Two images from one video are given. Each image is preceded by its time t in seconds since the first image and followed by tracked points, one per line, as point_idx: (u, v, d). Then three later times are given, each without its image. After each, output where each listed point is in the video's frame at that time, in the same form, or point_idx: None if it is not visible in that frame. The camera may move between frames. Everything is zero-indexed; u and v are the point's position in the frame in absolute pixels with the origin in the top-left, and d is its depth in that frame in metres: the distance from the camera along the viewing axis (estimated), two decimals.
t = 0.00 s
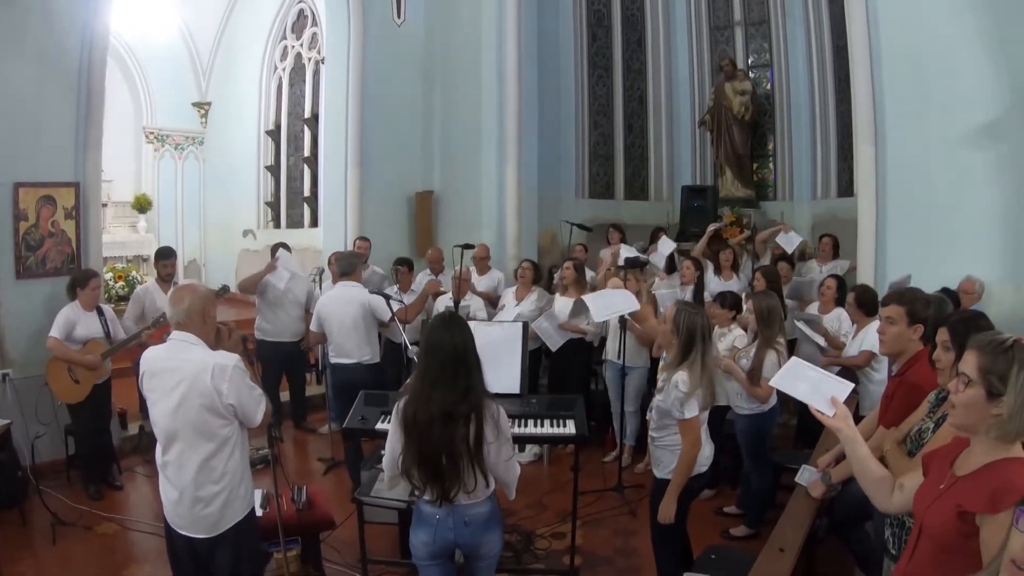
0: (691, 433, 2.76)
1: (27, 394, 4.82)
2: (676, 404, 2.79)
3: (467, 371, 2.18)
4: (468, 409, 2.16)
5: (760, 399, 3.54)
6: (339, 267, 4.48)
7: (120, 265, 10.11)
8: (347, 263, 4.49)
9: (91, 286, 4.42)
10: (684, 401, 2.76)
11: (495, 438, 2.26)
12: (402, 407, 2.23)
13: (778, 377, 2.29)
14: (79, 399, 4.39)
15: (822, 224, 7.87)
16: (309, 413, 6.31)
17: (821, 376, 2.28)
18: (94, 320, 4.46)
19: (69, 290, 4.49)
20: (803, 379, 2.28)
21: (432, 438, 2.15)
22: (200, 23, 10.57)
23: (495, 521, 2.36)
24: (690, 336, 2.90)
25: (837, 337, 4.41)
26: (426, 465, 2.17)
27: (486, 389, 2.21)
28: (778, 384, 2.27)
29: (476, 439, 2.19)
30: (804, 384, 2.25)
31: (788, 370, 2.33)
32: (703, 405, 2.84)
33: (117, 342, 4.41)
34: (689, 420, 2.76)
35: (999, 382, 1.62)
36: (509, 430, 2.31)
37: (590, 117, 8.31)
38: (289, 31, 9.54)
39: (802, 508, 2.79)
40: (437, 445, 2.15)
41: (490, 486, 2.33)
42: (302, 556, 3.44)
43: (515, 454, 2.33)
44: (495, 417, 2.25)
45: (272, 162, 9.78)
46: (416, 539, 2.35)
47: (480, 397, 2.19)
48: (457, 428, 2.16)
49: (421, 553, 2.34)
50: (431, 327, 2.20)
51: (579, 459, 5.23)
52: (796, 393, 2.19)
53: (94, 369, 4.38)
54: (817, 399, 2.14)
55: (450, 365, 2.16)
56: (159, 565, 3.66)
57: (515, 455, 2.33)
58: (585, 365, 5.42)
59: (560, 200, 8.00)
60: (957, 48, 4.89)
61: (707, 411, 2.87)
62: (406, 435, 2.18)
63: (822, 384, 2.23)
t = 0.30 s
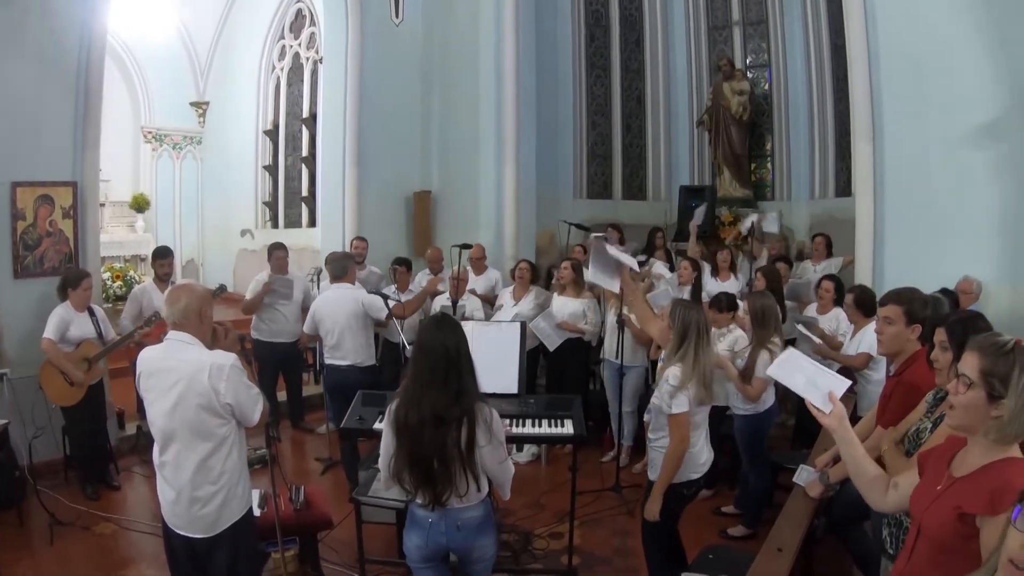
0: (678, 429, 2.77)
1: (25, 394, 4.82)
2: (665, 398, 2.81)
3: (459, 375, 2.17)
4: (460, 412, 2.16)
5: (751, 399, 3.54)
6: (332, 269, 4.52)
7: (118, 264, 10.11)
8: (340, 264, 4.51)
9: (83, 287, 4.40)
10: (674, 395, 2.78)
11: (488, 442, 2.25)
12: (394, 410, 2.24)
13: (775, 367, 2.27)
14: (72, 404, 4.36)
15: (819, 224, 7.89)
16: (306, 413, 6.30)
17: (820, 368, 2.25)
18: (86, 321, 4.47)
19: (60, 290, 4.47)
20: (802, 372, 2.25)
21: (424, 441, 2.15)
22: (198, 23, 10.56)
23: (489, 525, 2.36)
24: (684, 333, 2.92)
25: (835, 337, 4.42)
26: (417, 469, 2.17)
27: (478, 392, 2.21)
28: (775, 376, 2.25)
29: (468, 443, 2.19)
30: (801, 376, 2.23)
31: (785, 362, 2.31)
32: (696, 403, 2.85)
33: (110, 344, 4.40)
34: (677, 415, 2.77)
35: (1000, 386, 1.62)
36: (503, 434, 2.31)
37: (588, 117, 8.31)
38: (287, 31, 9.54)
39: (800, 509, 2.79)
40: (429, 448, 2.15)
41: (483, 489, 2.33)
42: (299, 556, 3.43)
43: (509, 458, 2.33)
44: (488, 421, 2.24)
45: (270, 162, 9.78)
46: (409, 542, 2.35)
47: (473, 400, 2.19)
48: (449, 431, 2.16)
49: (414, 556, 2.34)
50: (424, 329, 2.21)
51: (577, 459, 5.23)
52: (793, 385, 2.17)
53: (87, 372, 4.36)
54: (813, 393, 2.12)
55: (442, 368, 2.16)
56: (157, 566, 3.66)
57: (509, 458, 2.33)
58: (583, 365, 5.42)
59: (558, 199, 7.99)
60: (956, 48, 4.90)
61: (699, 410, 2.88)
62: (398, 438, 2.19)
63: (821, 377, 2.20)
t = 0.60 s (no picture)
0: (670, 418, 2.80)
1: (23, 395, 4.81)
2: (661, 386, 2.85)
3: (455, 376, 2.17)
4: (457, 414, 2.16)
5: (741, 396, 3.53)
6: (329, 269, 4.49)
7: (116, 265, 10.10)
8: (338, 264, 4.50)
9: (74, 288, 4.40)
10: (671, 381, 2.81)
11: (486, 443, 2.25)
12: (391, 411, 2.24)
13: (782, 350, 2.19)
14: (68, 404, 4.35)
15: (818, 224, 7.91)
16: (305, 413, 6.30)
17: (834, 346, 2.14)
18: (77, 322, 4.45)
19: (49, 292, 4.46)
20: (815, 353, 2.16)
21: (420, 443, 2.15)
22: (197, 23, 10.55)
23: (487, 525, 2.36)
24: (685, 327, 2.93)
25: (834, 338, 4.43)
26: (413, 470, 2.17)
27: (475, 393, 2.21)
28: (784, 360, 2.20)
29: (465, 444, 2.19)
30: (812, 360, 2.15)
31: (796, 338, 2.21)
32: (691, 394, 2.87)
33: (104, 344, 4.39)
34: (668, 402, 2.81)
35: (1004, 387, 1.60)
36: (501, 435, 2.31)
37: (586, 117, 8.31)
38: (285, 31, 9.53)
39: (798, 509, 2.80)
40: (425, 449, 2.15)
41: (481, 490, 2.32)
42: (298, 556, 3.43)
43: (507, 459, 2.33)
44: (485, 422, 2.24)
45: (269, 163, 9.77)
46: (407, 542, 2.35)
47: (469, 401, 2.19)
48: (446, 433, 2.16)
49: (412, 556, 2.34)
50: (420, 330, 2.21)
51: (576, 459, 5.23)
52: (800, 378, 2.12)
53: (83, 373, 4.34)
54: (820, 385, 2.06)
55: (438, 369, 2.16)
56: (155, 567, 3.65)
57: (507, 459, 2.33)
58: (582, 365, 5.42)
59: (556, 199, 7.99)
60: (954, 48, 4.92)
61: (696, 403, 2.89)
62: (394, 439, 2.19)
63: (833, 360, 2.11)
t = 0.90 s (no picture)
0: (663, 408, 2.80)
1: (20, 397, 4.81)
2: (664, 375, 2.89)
3: (453, 379, 2.17)
4: (454, 416, 2.16)
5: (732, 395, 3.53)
6: (326, 270, 4.49)
7: (114, 266, 10.09)
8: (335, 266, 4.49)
9: (68, 290, 4.37)
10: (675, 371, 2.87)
11: (483, 445, 2.25)
12: (389, 413, 2.24)
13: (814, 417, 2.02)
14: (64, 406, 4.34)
15: (816, 227, 7.92)
16: (303, 415, 6.30)
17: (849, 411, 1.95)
18: (72, 324, 4.44)
19: (44, 294, 4.44)
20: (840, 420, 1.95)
21: (418, 445, 2.15)
22: (196, 25, 10.56)
23: (487, 525, 2.37)
24: (691, 327, 2.95)
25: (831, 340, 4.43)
26: (411, 472, 2.17)
27: (473, 395, 2.21)
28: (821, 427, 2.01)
29: (463, 446, 2.19)
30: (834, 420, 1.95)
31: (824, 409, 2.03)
32: (693, 388, 2.90)
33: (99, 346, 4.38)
34: (665, 389, 2.85)
35: (1005, 391, 1.62)
36: (499, 437, 2.31)
37: (585, 118, 8.32)
38: (284, 32, 9.54)
39: (796, 511, 2.80)
40: (423, 451, 2.15)
41: (479, 492, 2.33)
42: (296, 559, 3.43)
43: (505, 461, 2.33)
44: (483, 424, 2.24)
45: (267, 164, 9.78)
46: (406, 542, 2.36)
47: (466, 404, 2.19)
48: (443, 435, 2.16)
49: (411, 557, 2.34)
50: (418, 333, 2.21)
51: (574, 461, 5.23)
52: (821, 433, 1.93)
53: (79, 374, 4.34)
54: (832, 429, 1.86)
55: (435, 372, 2.16)
56: (153, 568, 3.65)
57: (505, 461, 2.33)
58: (580, 367, 5.43)
59: (555, 201, 8.00)
60: (951, 51, 4.93)
61: (697, 399, 2.90)
62: (393, 441, 2.19)
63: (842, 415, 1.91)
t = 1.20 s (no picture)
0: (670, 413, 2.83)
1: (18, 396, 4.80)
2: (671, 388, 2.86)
3: (451, 378, 2.17)
4: (453, 416, 2.16)
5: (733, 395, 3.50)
6: (326, 269, 4.49)
7: (112, 265, 10.07)
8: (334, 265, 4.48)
9: (67, 289, 4.37)
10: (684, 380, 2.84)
11: (482, 444, 2.25)
12: (387, 412, 2.24)
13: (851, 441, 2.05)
14: (62, 405, 4.34)
15: (814, 227, 7.93)
16: (301, 415, 6.29)
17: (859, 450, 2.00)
18: (71, 324, 4.43)
19: (42, 293, 4.43)
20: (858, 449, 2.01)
21: (417, 444, 2.15)
22: (194, 24, 10.55)
23: (485, 524, 2.36)
24: (687, 326, 2.97)
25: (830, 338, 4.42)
26: (410, 471, 2.17)
27: (471, 394, 2.21)
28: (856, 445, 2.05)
29: (461, 445, 2.19)
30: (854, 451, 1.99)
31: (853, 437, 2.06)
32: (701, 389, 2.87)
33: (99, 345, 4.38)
34: (672, 401, 2.84)
35: (1006, 392, 1.62)
36: (497, 436, 2.31)
37: (583, 118, 8.33)
38: (283, 32, 9.53)
39: (794, 510, 2.80)
40: (421, 451, 2.15)
41: (478, 490, 2.33)
42: (294, 558, 3.42)
43: (504, 460, 2.33)
44: (481, 423, 2.25)
45: (266, 163, 9.78)
46: (406, 541, 2.36)
47: (465, 403, 2.19)
48: (441, 434, 2.16)
49: (411, 555, 2.34)
50: (416, 332, 2.21)
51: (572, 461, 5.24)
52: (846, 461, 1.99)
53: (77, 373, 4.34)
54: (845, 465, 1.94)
55: (434, 371, 2.16)
56: (151, 568, 3.65)
57: (503, 460, 2.33)
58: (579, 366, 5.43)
59: (553, 201, 7.99)
60: (949, 51, 4.94)
61: (702, 399, 2.89)
62: (391, 440, 2.19)
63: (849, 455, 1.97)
